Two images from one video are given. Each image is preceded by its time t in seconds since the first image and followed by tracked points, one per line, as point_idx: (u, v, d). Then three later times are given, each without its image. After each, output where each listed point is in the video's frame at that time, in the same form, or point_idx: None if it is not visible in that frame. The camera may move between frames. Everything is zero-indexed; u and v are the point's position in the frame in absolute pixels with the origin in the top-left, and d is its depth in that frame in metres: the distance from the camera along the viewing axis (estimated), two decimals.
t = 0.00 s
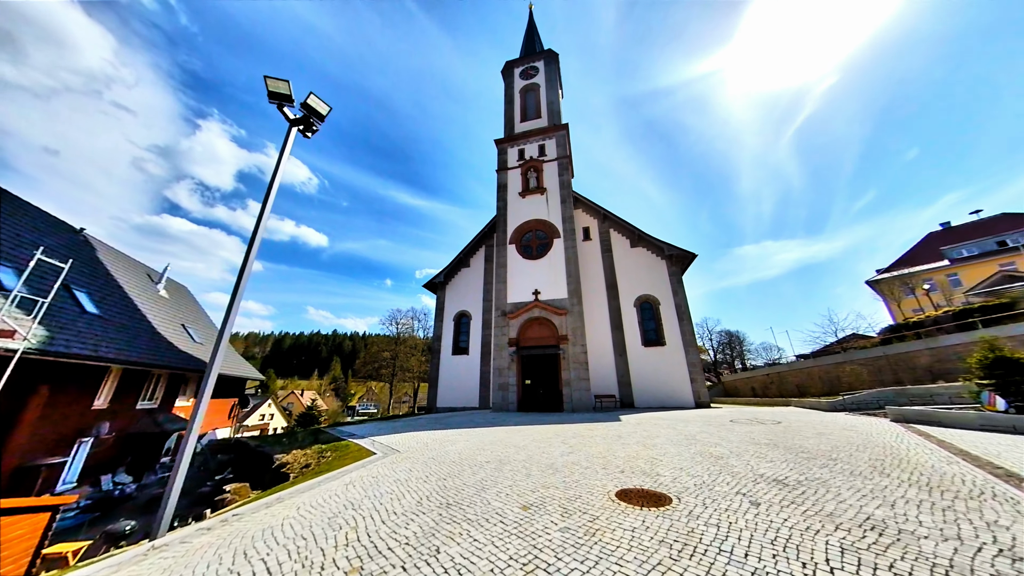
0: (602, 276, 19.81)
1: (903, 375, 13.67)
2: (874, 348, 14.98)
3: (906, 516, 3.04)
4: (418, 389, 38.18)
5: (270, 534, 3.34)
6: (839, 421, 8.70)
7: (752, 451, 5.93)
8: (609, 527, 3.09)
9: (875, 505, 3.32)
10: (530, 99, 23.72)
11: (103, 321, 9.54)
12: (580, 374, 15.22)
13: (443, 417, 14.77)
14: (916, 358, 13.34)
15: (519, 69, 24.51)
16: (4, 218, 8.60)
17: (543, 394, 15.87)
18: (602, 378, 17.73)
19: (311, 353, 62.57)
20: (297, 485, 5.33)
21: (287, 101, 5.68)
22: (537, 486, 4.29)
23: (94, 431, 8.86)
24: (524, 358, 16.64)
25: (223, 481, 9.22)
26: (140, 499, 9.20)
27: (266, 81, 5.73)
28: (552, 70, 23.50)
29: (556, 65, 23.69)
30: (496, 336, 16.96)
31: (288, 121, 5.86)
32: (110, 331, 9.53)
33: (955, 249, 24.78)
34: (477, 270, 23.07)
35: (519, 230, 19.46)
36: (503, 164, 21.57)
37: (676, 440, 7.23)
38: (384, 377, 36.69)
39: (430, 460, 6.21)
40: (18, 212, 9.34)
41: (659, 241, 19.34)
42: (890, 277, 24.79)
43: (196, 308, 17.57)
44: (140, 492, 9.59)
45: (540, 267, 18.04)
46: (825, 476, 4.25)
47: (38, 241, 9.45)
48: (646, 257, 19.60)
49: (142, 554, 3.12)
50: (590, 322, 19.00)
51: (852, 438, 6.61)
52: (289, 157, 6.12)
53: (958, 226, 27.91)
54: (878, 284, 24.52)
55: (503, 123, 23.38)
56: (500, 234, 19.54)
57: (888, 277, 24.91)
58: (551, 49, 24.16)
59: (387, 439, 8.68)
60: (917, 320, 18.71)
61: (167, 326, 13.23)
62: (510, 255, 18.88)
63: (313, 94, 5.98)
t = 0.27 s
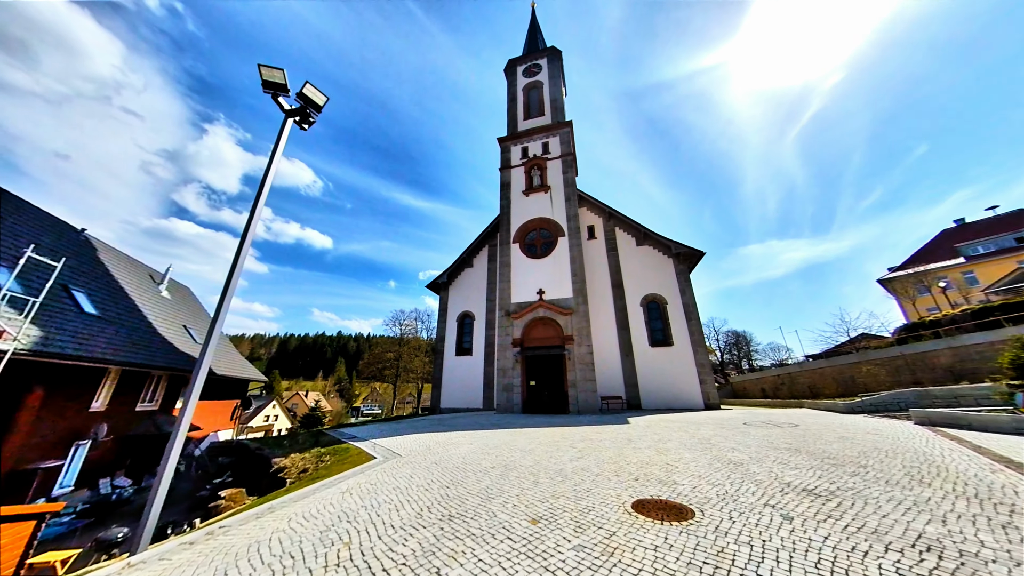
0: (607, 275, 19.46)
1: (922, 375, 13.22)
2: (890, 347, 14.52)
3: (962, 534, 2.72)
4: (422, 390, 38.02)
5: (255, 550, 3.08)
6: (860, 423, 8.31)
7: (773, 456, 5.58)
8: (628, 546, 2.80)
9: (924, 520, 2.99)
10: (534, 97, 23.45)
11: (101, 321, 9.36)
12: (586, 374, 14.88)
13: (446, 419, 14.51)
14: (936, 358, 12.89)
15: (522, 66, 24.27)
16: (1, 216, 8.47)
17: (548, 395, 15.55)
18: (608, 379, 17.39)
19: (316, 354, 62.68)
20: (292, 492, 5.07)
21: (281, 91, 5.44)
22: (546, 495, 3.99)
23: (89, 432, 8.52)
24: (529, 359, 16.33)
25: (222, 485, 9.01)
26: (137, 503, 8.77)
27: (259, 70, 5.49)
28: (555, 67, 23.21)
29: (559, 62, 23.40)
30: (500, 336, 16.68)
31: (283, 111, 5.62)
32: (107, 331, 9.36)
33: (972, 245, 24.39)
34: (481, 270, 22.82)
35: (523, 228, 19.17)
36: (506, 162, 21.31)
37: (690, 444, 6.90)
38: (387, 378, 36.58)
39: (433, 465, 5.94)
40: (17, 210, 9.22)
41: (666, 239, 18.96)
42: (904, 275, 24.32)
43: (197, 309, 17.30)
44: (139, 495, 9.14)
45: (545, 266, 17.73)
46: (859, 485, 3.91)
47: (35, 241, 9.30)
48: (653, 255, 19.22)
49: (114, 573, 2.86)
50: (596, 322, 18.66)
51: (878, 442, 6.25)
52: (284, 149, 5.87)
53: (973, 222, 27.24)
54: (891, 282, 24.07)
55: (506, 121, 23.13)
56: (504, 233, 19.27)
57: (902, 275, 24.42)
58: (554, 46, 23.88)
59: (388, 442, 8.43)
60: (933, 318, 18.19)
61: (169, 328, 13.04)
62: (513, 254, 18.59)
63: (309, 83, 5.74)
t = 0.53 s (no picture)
0: (612, 272, 19.12)
1: (939, 372, 12.83)
2: (905, 344, 14.12)
3: None
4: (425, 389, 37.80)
5: (234, 568, 2.78)
6: (880, 423, 7.95)
7: (795, 458, 5.25)
8: (649, 564, 2.49)
9: (982, 534, 2.66)
10: (535, 91, 23.09)
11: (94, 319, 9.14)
12: (591, 373, 14.55)
13: (449, 418, 14.23)
14: (954, 355, 12.52)
15: (523, 61, 23.92)
16: None
17: (553, 394, 15.23)
18: (613, 378, 17.05)
19: (319, 353, 62.64)
20: (285, 497, 4.79)
21: (270, 74, 5.16)
22: (555, 503, 3.69)
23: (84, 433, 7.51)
24: (533, 357, 16.02)
25: (219, 488, 8.77)
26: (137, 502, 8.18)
27: (247, 51, 5.19)
28: (557, 61, 22.83)
29: (561, 55, 23.01)
30: (503, 334, 16.38)
31: (273, 96, 5.34)
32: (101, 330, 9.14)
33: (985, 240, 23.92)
34: (483, 268, 22.51)
35: (525, 224, 18.83)
36: (508, 158, 20.97)
37: (703, 445, 6.58)
38: (389, 377, 36.38)
39: (434, 468, 5.65)
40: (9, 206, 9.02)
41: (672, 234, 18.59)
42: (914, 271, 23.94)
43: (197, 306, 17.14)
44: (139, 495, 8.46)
45: (548, 262, 17.40)
46: (897, 492, 3.58)
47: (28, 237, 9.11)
48: (658, 251, 18.86)
49: None
50: (600, 320, 18.32)
51: (904, 443, 5.91)
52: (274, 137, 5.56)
53: (986, 216, 26.69)
54: (901, 278, 23.70)
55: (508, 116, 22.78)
56: (506, 229, 18.94)
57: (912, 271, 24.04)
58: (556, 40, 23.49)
59: (388, 443, 8.16)
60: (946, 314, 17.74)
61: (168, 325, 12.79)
62: (516, 251, 18.27)
63: (300, 66, 5.44)
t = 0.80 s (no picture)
0: (616, 268, 18.78)
1: (958, 368, 12.45)
2: (921, 340, 13.74)
3: None
4: (428, 389, 37.59)
5: None
6: (902, 422, 7.60)
7: (819, 460, 4.92)
8: None
9: None
10: (536, 86, 22.74)
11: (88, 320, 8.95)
12: (596, 371, 14.22)
13: (452, 419, 13.97)
14: (974, 351, 12.14)
15: (523, 56, 23.59)
16: None
17: (557, 393, 14.93)
18: (619, 376, 16.72)
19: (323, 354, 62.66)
20: (277, 505, 4.52)
21: (257, 57, 4.88)
22: (565, 513, 3.39)
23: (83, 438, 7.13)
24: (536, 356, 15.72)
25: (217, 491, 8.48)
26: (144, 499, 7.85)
27: (233, 34, 4.93)
28: (558, 55, 22.48)
29: (562, 49, 22.66)
30: (506, 332, 16.10)
31: (261, 81, 5.06)
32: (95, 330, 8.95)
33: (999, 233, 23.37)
34: (485, 266, 22.23)
35: (528, 221, 18.51)
36: (510, 154, 20.67)
37: (718, 446, 6.25)
38: (392, 378, 36.24)
39: (435, 472, 5.37)
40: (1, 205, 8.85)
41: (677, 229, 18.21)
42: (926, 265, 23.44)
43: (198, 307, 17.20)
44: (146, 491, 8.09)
45: (551, 259, 17.08)
46: (942, 500, 3.25)
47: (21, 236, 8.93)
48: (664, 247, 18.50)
49: None
50: (605, 317, 17.99)
51: (933, 444, 5.56)
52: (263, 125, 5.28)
53: (998, 208, 26.12)
54: (912, 273, 23.23)
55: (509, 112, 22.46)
56: (508, 226, 18.63)
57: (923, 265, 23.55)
58: (557, 34, 23.14)
59: (387, 445, 7.90)
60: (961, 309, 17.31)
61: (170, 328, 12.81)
62: (518, 248, 17.97)
63: (288, 49, 5.16)
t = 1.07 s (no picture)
0: (621, 266, 18.45)
1: (979, 368, 12.05)
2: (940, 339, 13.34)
3: None
4: (431, 389, 37.41)
5: None
6: (926, 425, 7.25)
7: (846, 467, 4.59)
8: None
9: None
10: (539, 82, 22.45)
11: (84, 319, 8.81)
12: (602, 371, 13.89)
13: (455, 420, 13.73)
14: (997, 350, 11.76)
15: (526, 52, 23.33)
16: None
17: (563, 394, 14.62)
18: (625, 377, 16.39)
19: (326, 354, 62.76)
20: (269, 514, 4.25)
21: (249, 40, 4.63)
22: (578, 527, 3.12)
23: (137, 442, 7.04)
24: (541, 355, 15.41)
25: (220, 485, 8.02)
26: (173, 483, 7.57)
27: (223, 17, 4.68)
28: (561, 50, 22.18)
29: (566, 45, 22.35)
30: (509, 331, 15.83)
31: (253, 66, 4.82)
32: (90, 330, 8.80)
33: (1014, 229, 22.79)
34: (487, 264, 21.98)
35: (531, 219, 18.23)
36: (513, 151, 20.40)
37: (735, 450, 5.93)
38: (395, 378, 36.12)
39: (438, 478, 5.09)
40: None
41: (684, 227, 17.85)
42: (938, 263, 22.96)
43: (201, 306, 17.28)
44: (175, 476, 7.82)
45: (555, 257, 16.80)
46: (993, 514, 2.94)
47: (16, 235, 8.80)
48: (670, 244, 18.13)
49: None
50: (611, 316, 17.66)
51: (966, 449, 5.21)
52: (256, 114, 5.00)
53: (1014, 204, 25.47)
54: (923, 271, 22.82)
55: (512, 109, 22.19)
56: (512, 224, 18.37)
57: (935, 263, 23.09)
58: (560, 29, 22.84)
59: (388, 448, 7.65)
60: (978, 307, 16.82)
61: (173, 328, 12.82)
62: (522, 246, 17.70)
63: (282, 33, 4.91)
